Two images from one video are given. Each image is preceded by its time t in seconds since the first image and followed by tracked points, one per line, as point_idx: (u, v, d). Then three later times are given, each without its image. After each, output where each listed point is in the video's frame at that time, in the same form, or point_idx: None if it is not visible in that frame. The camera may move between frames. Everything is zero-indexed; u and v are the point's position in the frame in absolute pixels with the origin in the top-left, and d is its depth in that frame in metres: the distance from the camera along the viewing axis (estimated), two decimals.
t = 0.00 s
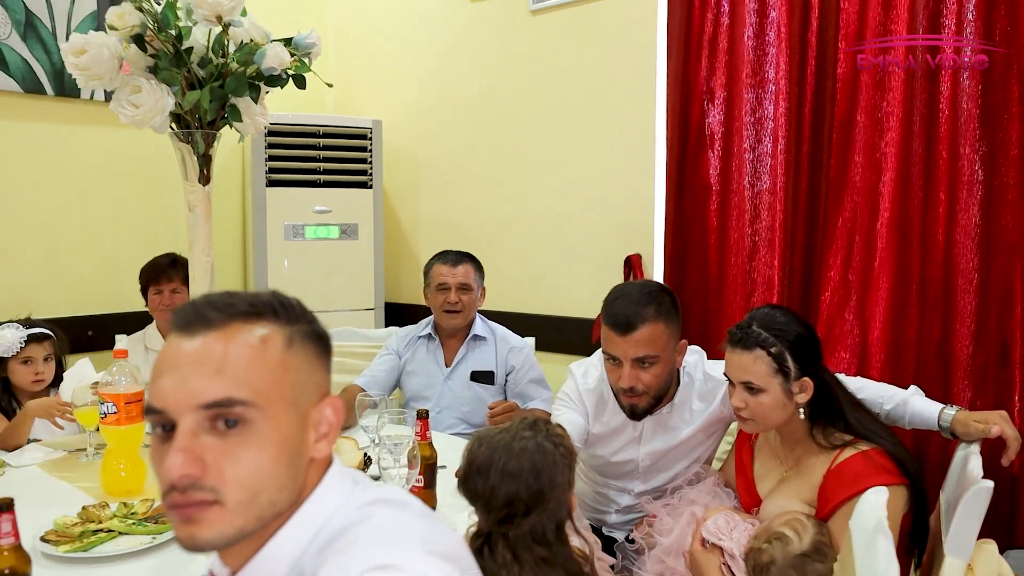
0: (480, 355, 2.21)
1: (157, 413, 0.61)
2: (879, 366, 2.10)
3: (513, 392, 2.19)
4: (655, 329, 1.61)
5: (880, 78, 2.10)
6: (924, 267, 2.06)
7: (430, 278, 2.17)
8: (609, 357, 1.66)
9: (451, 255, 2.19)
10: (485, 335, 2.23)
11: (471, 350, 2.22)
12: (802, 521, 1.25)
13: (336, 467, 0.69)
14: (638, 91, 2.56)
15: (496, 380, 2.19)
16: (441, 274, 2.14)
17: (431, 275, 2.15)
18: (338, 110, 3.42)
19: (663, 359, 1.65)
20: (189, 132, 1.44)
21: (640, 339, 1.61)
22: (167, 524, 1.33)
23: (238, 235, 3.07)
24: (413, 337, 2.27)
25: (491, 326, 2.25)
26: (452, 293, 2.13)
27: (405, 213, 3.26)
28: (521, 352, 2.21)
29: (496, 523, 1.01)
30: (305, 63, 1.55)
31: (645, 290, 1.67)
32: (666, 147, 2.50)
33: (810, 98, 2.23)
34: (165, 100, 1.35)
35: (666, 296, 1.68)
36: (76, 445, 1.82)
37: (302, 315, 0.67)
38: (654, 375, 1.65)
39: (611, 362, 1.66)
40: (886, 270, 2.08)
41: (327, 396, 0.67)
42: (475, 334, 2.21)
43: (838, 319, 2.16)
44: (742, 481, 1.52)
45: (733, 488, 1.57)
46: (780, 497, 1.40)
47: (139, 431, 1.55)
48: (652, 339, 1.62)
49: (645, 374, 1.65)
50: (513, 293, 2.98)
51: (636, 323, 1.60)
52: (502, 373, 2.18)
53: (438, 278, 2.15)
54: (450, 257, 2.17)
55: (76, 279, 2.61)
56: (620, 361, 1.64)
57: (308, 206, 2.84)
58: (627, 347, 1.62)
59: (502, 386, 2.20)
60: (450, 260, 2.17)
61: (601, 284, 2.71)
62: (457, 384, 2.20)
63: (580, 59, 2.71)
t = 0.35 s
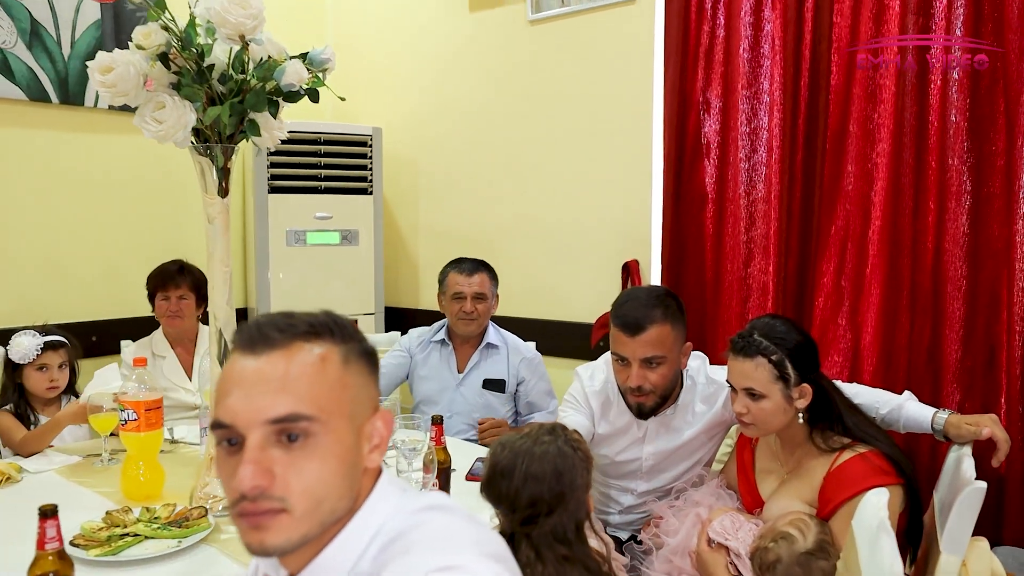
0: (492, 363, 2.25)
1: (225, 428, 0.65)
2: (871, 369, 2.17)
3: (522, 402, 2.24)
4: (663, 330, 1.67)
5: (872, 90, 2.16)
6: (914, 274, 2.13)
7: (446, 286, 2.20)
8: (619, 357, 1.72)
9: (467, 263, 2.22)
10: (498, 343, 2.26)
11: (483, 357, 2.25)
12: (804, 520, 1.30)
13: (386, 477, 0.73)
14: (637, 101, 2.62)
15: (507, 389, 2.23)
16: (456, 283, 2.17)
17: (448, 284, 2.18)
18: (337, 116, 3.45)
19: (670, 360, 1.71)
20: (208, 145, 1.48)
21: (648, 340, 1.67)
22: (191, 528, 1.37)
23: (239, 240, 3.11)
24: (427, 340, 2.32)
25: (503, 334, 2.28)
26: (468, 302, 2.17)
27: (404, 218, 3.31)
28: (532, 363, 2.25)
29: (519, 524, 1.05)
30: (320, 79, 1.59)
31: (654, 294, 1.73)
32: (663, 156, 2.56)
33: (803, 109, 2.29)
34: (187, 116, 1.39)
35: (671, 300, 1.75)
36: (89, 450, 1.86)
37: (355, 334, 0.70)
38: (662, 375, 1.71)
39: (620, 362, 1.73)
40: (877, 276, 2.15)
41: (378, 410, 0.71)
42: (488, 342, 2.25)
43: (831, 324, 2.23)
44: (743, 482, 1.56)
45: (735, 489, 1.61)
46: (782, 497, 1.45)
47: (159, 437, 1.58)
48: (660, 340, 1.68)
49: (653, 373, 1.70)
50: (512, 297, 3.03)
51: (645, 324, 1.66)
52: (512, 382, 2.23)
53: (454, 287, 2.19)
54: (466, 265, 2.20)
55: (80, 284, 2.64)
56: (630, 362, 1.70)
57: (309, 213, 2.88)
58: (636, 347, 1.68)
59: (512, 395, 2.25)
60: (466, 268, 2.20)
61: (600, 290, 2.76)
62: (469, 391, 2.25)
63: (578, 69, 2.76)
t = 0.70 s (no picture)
0: (504, 366, 2.30)
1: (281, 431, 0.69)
2: (865, 370, 2.23)
3: (528, 406, 2.27)
4: (661, 327, 1.73)
5: (866, 101, 2.23)
6: (906, 278, 2.19)
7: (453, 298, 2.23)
8: (619, 354, 1.78)
9: (469, 271, 2.23)
10: (511, 347, 2.31)
11: (496, 361, 2.30)
12: (806, 517, 1.36)
13: (426, 478, 0.77)
14: (637, 108, 2.68)
15: (518, 392, 2.27)
16: (461, 296, 2.21)
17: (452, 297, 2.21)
18: (339, 121, 3.50)
19: (669, 356, 1.77)
20: (228, 156, 1.53)
21: (646, 336, 1.73)
22: (216, 528, 1.42)
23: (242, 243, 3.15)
24: (444, 340, 2.41)
25: (514, 338, 2.33)
26: (475, 312, 2.20)
27: (406, 222, 3.36)
28: (542, 367, 2.30)
29: (537, 520, 1.10)
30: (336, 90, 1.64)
31: (654, 295, 1.80)
32: (662, 162, 2.63)
33: (799, 118, 2.36)
34: (210, 128, 1.43)
35: (670, 301, 1.81)
36: (106, 452, 1.91)
37: (399, 345, 0.74)
38: (661, 371, 1.76)
39: (620, 360, 1.79)
40: (871, 280, 2.22)
41: (420, 414, 0.74)
42: (500, 345, 2.30)
43: (826, 327, 2.30)
44: (744, 481, 1.61)
45: (737, 487, 1.68)
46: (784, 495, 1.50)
47: (179, 439, 1.63)
48: (659, 336, 1.73)
49: (651, 369, 1.76)
50: (513, 300, 3.08)
51: (644, 321, 1.73)
52: (523, 385, 2.27)
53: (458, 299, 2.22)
54: (468, 275, 2.21)
55: (88, 290, 2.69)
56: (629, 359, 1.76)
57: (313, 217, 2.92)
58: (635, 344, 1.74)
59: (523, 398, 2.28)
60: (469, 279, 2.21)
61: (599, 292, 2.82)
62: (481, 393, 2.30)
63: (578, 76, 2.82)
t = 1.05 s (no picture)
0: (524, 369, 2.37)
1: (358, 424, 0.75)
2: (866, 369, 2.30)
3: (545, 406, 2.36)
4: (664, 326, 1.80)
5: (868, 109, 2.30)
6: (907, 281, 2.26)
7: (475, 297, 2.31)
8: (624, 355, 1.84)
9: (493, 272, 2.32)
10: (530, 350, 2.39)
11: (516, 364, 2.38)
12: (818, 511, 1.42)
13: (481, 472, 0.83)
14: (643, 113, 2.75)
15: (536, 394, 2.36)
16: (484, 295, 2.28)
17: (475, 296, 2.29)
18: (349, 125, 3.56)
19: (673, 355, 1.83)
20: (260, 164, 1.58)
21: (650, 335, 1.79)
22: (251, 522, 1.48)
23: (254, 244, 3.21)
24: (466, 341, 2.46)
25: (533, 341, 2.40)
26: (497, 311, 2.28)
27: (415, 224, 3.42)
28: (559, 369, 2.38)
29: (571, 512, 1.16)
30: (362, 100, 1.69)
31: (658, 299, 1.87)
32: (669, 167, 2.69)
33: (802, 124, 2.43)
34: (245, 138, 1.49)
35: (674, 304, 1.88)
36: (133, 450, 1.96)
37: (460, 348, 0.80)
38: (666, 369, 1.82)
39: (625, 360, 1.85)
40: (872, 283, 2.29)
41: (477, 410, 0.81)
42: (520, 348, 2.37)
43: (828, 329, 2.37)
44: (755, 476, 1.67)
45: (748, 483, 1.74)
46: (794, 490, 1.56)
47: (209, 437, 1.68)
48: (663, 336, 1.80)
49: (656, 367, 1.82)
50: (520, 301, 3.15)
51: (648, 321, 1.79)
52: (541, 387, 2.35)
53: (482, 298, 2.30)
54: (491, 276, 2.29)
55: (106, 292, 2.75)
56: (635, 358, 1.82)
57: (325, 220, 2.98)
58: (639, 343, 1.80)
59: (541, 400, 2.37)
60: (492, 279, 2.29)
61: (606, 294, 2.89)
62: (502, 394, 2.38)
63: (585, 83, 2.88)
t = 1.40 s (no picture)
0: (541, 370, 2.54)
1: (425, 418, 0.81)
2: (866, 368, 2.38)
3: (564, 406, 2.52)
4: (666, 320, 1.88)
5: (867, 116, 2.38)
6: (905, 283, 2.34)
7: (496, 302, 2.48)
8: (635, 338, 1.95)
9: (514, 278, 2.49)
10: (546, 352, 2.56)
11: (534, 366, 2.55)
12: (828, 502, 1.49)
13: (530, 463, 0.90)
14: (648, 120, 2.82)
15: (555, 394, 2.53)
16: (506, 300, 2.45)
17: (498, 300, 2.45)
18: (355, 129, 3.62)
19: (674, 347, 1.90)
20: (290, 171, 1.64)
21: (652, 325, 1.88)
22: (284, 516, 1.53)
23: (264, 247, 3.26)
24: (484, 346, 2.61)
25: (549, 343, 2.58)
26: (517, 316, 2.45)
27: (422, 227, 3.49)
28: (575, 369, 2.57)
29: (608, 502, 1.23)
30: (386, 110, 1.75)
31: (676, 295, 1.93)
32: (673, 172, 2.77)
33: (804, 131, 2.50)
34: (278, 146, 1.55)
35: (691, 302, 1.94)
36: (159, 448, 2.02)
37: (514, 348, 0.87)
38: (666, 357, 1.90)
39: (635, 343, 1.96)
40: (872, 285, 2.37)
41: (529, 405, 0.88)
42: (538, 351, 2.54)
43: (829, 329, 2.45)
44: (765, 470, 1.74)
45: (757, 477, 1.81)
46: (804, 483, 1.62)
47: (238, 436, 1.73)
48: (666, 328, 1.88)
49: (656, 355, 1.91)
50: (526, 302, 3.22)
51: (651, 311, 1.90)
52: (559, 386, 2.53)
53: (503, 302, 2.47)
54: (513, 281, 2.47)
55: (121, 294, 2.79)
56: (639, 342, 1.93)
57: (335, 223, 3.04)
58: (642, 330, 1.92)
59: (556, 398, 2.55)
60: (513, 284, 2.47)
61: (611, 295, 2.96)
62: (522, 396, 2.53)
63: (591, 90, 2.95)
